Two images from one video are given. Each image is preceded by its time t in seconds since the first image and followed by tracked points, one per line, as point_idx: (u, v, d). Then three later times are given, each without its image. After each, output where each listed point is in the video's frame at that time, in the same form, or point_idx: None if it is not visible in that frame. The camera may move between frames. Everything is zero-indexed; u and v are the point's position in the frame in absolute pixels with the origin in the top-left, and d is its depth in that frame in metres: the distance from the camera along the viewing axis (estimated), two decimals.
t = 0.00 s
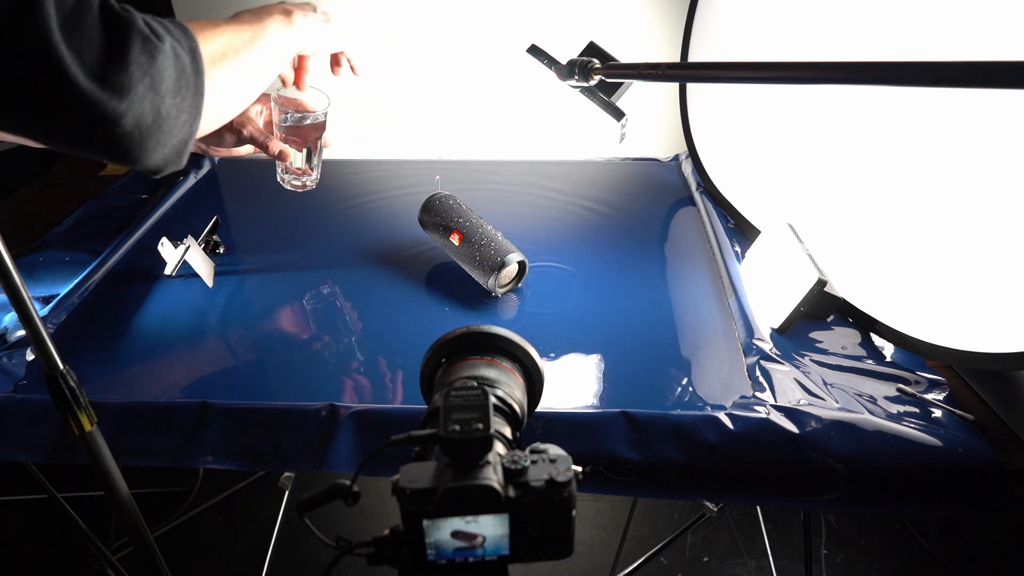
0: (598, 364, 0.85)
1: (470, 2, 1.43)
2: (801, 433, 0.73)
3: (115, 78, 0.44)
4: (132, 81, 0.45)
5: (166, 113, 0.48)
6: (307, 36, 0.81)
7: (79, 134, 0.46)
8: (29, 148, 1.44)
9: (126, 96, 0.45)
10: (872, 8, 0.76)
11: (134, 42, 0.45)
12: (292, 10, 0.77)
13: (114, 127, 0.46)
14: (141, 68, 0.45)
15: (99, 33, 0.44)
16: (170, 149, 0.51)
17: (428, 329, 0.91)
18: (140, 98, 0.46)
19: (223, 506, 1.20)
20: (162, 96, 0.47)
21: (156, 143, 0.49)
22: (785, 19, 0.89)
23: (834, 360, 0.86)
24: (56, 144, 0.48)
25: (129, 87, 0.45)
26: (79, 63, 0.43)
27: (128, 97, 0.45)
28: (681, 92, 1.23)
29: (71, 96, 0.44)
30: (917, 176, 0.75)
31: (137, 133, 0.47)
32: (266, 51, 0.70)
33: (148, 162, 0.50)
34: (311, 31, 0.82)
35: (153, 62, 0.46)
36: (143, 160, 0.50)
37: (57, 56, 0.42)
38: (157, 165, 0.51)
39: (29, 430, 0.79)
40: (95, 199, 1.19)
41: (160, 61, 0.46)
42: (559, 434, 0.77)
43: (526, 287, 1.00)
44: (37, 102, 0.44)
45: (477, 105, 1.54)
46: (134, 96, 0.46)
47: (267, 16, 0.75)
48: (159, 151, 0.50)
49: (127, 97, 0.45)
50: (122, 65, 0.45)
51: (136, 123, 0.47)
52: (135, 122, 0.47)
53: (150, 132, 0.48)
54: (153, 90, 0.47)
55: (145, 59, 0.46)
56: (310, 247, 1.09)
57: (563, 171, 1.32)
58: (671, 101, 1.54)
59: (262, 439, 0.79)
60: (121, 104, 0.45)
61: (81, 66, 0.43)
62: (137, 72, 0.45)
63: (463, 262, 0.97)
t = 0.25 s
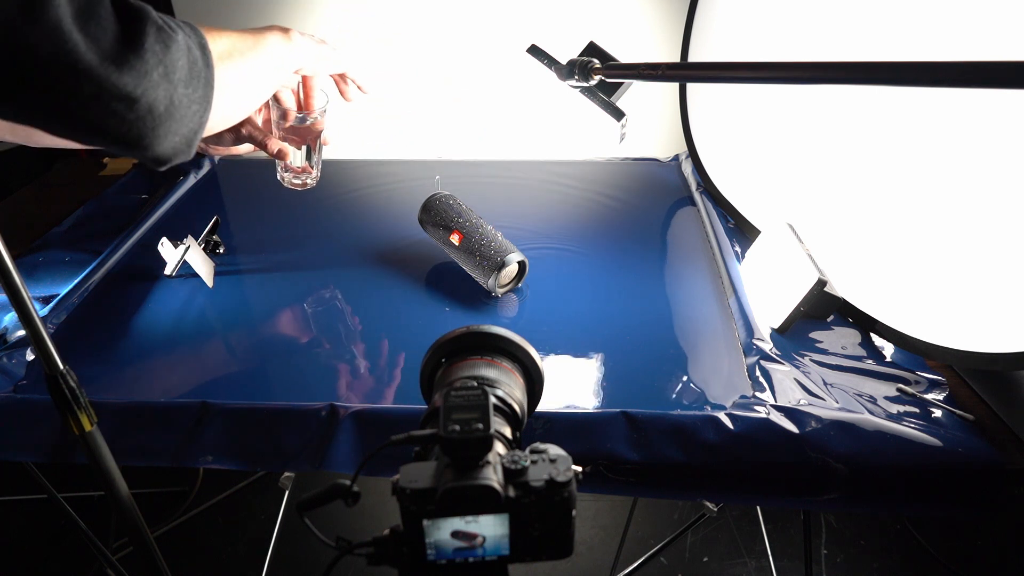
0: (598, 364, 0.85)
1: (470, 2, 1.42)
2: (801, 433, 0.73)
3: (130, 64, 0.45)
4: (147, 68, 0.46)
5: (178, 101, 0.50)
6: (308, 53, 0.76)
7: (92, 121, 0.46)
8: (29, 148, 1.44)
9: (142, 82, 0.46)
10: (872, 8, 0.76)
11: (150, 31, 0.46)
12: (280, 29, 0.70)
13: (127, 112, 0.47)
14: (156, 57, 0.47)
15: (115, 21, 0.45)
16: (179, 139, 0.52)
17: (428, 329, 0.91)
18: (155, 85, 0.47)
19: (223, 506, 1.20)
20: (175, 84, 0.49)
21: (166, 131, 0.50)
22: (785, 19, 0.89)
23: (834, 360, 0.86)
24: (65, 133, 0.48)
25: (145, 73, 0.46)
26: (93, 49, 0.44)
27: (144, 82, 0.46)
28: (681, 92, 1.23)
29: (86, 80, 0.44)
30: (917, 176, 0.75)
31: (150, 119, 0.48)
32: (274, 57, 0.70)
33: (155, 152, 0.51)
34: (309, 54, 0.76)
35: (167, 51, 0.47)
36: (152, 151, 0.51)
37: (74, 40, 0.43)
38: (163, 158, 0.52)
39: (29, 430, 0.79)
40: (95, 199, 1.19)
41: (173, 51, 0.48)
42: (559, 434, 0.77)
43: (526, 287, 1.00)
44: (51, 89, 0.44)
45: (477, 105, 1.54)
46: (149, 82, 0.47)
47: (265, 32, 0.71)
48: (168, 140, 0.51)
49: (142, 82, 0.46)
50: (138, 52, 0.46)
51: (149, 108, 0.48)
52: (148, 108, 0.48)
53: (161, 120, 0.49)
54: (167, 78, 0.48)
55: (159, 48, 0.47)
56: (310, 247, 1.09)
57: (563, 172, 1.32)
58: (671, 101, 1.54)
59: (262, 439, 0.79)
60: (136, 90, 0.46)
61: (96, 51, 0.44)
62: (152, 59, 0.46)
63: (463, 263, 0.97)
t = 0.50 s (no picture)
0: (598, 364, 0.85)
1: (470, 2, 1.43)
2: (801, 433, 0.73)
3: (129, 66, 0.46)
4: (145, 69, 0.47)
5: (175, 102, 0.50)
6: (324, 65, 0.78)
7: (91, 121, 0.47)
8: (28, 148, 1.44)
9: (139, 83, 0.47)
10: (872, 8, 0.76)
11: (149, 32, 0.47)
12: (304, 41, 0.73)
13: (125, 111, 0.47)
14: (154, 58, 0.47)
15: (116, 22, 0.46)
16: (175, 139, 0.52)
17: (428, 329, 0.91)
18: (153, 86, 0.48)
19: (223, 506, 1.20)
20: (173, 86, 0.49)
21: (163, 131, 0.50)
22: (785, 19, 0.89)
23: (834, 360, 0.86)
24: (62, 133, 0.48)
25: (142, 73, 0.47)
26: (91, 49, 0.44)
27: (143, 83, 0.47)
28: (681, 92, 1.23)
29: (84, 80, 0.45)
30: (917, 176, 0.75)
31: (147, 120, 0.49)
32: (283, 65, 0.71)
33: (153, 152, 0.51)
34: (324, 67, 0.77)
35: (166, 53, 0.48)
36: (148, 151, 0.51)
37: (73, 40, 0.43)
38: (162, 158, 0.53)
39: (29, 430, 0.79)
40: (95, 199, 1.19)
41: (172, 53, 0.48)
42: (559, 434, 0.77)
43: (526, 287, 1.00)
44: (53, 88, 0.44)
45: (477, 105, 1.55)
46: (148, 84, 0.47)
47: (281, 46, 0.72)
48: (164, 139, 0.51)
49: (140, 84, 0.47)
50: (137, 53, 0.46)
51: (146, 109, 0.48)
52: (145, 109, 0.48)
53: (159, 120, 0.50)
54: (165, 79, 0.48)
55: (158, 50, 0.47)
56: (310, 247, 1.09)
57: (563, 172, 1.32)
58: (671, 101, 1.54)
59: (262, 439, 0.79)
60: (134, 90, 0.47)
61: (93, 52, 0.44)
62: (150, 61, 0.47)
63: (463, 263, 0.97)
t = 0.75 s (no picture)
0: (598, 364, 0.85)
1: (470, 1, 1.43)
2: (801, 433, 0.73)
3: (101, 79, 0.45)
4: (119, 82, 0.45)
5: (157, 116, 0.48)
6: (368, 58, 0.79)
7: (69, 133, 0.46)
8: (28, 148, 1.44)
9: (113, 97, 0.45)
10: (872, 8, 0.76)
11: (126, 43, 0.45)
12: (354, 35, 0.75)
13: (101, 126, 0.46)
14: (130, 70, 0.46)
15: (92, 34, 0.45)
16: (161, 154, 0.50)
17: (428, 329, 0.91)
18: (129, 100, 0.46)
19: (223, 506, 1.20)
20: (153, 100, 0.47)
21: (146, 145, 0.49)
22: (785, 19, 0.89)
23: (834, 360, 0.86)
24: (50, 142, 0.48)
25: (116, 87, 0.45)
26: (62, 61, 0.43)
27: (115, 97, 0.45)
28: (681, 92, 1.23)
29: (54, 93, 0.44)
30: (917, 176, 0.75)
31: (125, 134, 0.47)
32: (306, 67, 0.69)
33: (140, 165, 0.50)
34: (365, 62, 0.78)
35: (144, 64, 0.46)
36: (133, 165, 0.50)
37: (42, 52, 0.42)
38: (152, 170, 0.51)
39: (29, 430, 0.79)
40: (95, 199, 1.19)
41: (154, 63, 0.47)
42: (559, 434, 0.77)
43: (526, 287, 1.00)
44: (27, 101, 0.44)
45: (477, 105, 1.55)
46: (121, 97, 0.46)
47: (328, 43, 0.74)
48: (148, 153, 0.49)
49: (113, 97, 0.45)
50: (111, 66, 0.45)
51: (122, 124, 0.47)
52: (121, 123, 0.47)
53: (139, 134, 0.48)
54: (143, 93, 0.47)
55: (135, 61, 0.46)
56: (310, 247, 1.09)
57: (563, 172, 1.32)
58: (671, 101, 1.54)
59: (262, 439, 0.79)
60: (109, 104, 0.45)
61: (65, 64, 0.43)
62: (125, 73, 0.45)
63: (463, 263, 0.97)
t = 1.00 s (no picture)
0: (598, 363, 0.85)
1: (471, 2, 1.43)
2: (801, 433, 0.73)
3: (106, 77, 0.44)
4: (124, 82, 0.45)
5: (164, 117, 0.47)
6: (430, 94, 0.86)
7: (75, 133, 0.46)
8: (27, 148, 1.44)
9: (118, 97, 0.45)
10: (871, 8, 0.76)
11: (134, 43, 0.45)
12: (424, 74, 0.81)
13: (106, 126, 0.46)
14: (137, 70, 0.45)
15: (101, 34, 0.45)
16: (169, 158, 0.50)
17: (429, 329, 0.91)
18: (134, 100, 0.46)
19: (223, 506, 1.20)
20: (160, 101, 0.47)
21: (152, 147, 0.48)
22: (785, 19, 0.89)
23: (834, 360, 0.86)
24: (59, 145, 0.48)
25: (120, 86, 0.45)
26: (69, 60, 0.43)
27: (120, 96, 0.45)
28: (681, 92, 1.23)
29: (58, 92, 0.44)
30: (917, 176, 0.75)
31: (130, 136, 0.47)
32: (354, 95, 0.71)
33: (146, 166, 0.49)
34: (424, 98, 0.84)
35: (151, 65, 0.46)
36: (140, 167, 0.49)
37: (48, 50, 0.42)
38: (159, 173, 0.50)
39: (28, 430, 0.79)
40: (95, 199, 1.19)
41: (162, 64, 0.46)
42: (559, 434, 0.77)
43: (526, 287, 1.00)
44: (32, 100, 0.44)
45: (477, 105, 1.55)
46: (126, 97, 0.45)
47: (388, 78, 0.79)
48: (155, 156, 0.49)
49: (118, 97, 0.45)
50: (117, 65, 0.45)
51: (127, 124, 0.46)
52: (126, 123, 0.46)
53: (144, 136, 0.47)
54: (150, 93, 0.46)
55: (142, 62, 0.46)
56: (311, 247, 1.09)
57: (563, 172, 1.32)
58: (671, 101, 1.54)
59: (262, 439, 0.79)
60: (114, 104, 0.45)
61: (71, 63, 0.43)
62: (130, 72, 0.45)
63: (464, 263, 0.97)
